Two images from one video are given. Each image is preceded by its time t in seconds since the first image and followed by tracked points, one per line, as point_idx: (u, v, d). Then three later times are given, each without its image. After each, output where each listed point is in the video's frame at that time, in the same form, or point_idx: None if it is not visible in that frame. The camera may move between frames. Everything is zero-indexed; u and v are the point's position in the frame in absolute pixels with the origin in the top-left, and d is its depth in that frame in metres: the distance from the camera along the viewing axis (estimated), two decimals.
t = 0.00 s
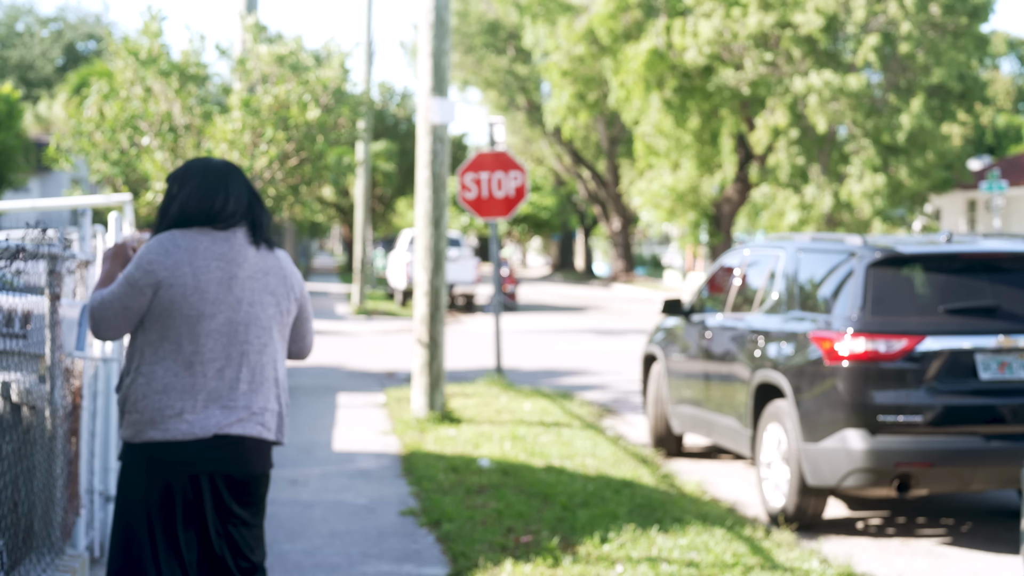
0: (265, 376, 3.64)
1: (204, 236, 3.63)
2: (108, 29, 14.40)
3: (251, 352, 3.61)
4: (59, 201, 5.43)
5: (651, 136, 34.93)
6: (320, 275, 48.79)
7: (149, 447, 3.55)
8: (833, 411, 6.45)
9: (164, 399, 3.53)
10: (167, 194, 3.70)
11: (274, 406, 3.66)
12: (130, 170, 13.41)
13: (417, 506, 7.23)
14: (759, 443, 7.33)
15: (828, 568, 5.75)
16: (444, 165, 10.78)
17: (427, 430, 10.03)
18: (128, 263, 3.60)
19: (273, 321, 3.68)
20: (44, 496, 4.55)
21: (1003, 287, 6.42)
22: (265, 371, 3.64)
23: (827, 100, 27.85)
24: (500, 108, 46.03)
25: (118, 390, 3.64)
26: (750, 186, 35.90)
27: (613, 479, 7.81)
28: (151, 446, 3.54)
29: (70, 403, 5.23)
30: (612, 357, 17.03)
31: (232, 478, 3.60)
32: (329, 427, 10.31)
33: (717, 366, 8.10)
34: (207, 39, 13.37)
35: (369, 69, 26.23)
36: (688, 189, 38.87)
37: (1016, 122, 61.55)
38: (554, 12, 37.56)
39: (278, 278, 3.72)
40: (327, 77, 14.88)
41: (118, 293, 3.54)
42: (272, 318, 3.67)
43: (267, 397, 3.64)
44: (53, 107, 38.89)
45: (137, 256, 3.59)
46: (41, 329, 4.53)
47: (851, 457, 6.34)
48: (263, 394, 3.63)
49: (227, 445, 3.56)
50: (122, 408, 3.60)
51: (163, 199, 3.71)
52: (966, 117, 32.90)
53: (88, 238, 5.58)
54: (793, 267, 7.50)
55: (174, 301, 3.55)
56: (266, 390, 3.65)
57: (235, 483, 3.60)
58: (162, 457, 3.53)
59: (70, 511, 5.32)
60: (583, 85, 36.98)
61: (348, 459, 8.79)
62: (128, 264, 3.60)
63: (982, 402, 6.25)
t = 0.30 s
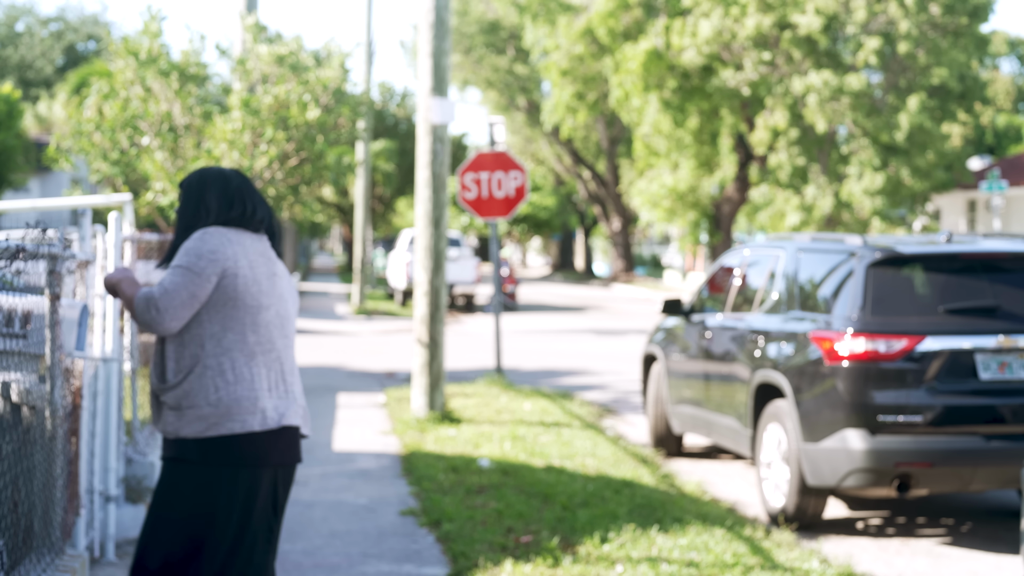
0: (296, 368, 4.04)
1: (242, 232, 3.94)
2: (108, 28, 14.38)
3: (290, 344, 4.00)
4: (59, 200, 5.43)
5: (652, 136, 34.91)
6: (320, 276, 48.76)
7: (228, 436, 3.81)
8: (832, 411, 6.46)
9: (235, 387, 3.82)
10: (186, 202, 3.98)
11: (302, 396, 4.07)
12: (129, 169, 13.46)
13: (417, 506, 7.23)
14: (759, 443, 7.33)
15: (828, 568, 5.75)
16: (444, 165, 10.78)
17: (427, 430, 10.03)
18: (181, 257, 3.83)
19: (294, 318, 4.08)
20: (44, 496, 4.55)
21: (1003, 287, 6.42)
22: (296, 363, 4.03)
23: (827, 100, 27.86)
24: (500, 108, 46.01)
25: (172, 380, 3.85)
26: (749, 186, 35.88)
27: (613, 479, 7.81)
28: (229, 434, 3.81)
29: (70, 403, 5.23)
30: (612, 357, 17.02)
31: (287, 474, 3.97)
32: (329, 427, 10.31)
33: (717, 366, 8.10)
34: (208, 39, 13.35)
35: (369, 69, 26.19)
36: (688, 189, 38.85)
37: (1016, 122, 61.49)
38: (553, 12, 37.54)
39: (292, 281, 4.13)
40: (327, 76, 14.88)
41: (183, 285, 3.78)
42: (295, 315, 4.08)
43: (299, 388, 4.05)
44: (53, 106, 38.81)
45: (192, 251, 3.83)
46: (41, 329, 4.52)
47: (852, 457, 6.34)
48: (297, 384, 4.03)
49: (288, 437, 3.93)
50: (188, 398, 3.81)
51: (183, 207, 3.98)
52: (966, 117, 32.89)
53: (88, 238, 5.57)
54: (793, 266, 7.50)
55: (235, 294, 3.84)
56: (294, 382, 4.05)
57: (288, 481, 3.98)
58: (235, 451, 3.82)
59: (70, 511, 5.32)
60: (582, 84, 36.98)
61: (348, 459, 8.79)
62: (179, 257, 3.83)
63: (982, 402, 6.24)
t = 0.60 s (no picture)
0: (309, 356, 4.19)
1: (270, 233, 4.04)
2: (108, 29, 14.37)
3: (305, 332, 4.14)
4: (58, 201, 5.42)
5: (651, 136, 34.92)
6: (319, 276, 48.76)
7: (288, 427, 3.95)
8: (833, 411, 6.46)
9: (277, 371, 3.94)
10: (205, 196, 4.01)
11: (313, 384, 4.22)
12: (130, 169, 13.57)
13: (417, 506, 7.23)
14: (759, 443, 7.33)
15: (828, 568, 5.75)
16: (444, 165, 10.78)
17: (427, 430, 10.03)
18: (212, 243, 3.90)
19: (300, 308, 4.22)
20: (44, 496, 4.55)
21: (1003, 287, 6.42)
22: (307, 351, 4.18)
23: (826, 100, 27.86)
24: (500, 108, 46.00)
25: (218, 373, 3.92)
26: (749, 186, 35.87)
27: (613, 479, 7.81)
28: (288, 425, 3.95)
29: (69, 403, 5.23)
30: (612, 357, 17.02)
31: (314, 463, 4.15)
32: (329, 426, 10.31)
33: (717, 366, 8.10)
34: (207, 39, 13.34)
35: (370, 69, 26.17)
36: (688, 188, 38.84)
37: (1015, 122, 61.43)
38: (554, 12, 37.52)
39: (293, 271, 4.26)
40: (326, 77, 14.88)
41: (230, 273, 3.87)
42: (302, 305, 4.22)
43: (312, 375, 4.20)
44: (53, 106, 38.80)
45: (225, 238, 3.91)
46: (41, 329, 4.52)
47: (852, 457, 6.34)
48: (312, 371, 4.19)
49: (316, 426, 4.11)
50: (237, 387, 3.90)
51: (199, 200, 4.02)
52: (966, 118, 32.87)
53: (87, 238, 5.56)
54: (793, 266, 7.50)
55: (275, 287, 3.98)
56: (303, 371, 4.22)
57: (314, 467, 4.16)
58: (292, 443, 3.97)
59: (71, 512, 5.32)
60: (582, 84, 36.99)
61: (348, 459, 8.79)
62: (210, 242, 3.90)
63: (982, 402, 6.25)
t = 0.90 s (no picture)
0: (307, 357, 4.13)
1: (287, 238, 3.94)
2: (108, 29, 14.39)
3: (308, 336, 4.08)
4: (59, 201, 5.43)
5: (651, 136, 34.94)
6: (319, 275, 48.76)
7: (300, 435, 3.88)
8: (833, 411, 6.45)
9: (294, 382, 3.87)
10: (234, 195, 3.89)
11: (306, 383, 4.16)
12: (130, 169, 13.59)
13: (417, 506, 7.23)
14: (759, 443, 7.33)
15: (828, 568, 5.75)
16: (444, 165, 10.78)
17: (427, 430, 10.02)
18: (241, 255, 3.76)
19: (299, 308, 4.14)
20: (44, 496, 4.55)
21: (1003, 287, 6.42)
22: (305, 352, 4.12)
23: (826, 100, 27.85)
24: (500, 108, 46.00)
25: (235, 386, 3.81)
26: (749, 186, 35.88)
27: (613, 479, 7.81)
28: (301, 433, 3.88)
29: (70, 403, 5.23)
30: (612, 357, 17.01)
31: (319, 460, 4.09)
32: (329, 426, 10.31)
33: (717, 366, 8.09)
34: (207, 39, 13.35)
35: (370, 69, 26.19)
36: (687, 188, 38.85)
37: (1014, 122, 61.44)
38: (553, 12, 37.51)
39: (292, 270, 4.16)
40: (327, 77, 14.87)
41: (255, 293, 3.73)
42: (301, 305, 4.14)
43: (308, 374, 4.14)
44: (53, 106, 38.80)
45: (247, 252, 3.77)
46: (41, 329, 4.52)
47: (851, 457, 6.34)
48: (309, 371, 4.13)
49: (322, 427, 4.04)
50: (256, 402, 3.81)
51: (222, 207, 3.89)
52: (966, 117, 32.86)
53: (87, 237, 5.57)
54: (793, 267, 7.50)
55: (295, 300, 3.88)
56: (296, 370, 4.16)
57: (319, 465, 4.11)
58: (302, 449, 3.90)
59: (71, 511, 5.32)
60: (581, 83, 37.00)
61: (347, 459, 8.78)
62: (238, 256, 3.76)
63: (982, 402, 6.25)
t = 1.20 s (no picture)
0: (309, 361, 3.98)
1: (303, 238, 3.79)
2: (108, 29, 14.38)
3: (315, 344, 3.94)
4: (59, 201, 5.44)
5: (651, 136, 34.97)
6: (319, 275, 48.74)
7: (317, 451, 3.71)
8: (834, 411, 6.45)
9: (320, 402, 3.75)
10: (264, 198, 3.76)
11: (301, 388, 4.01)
12: (129, 169, 13.56)
13: (417, 506, 7.23)
14: (759, 443, 7.33)
15: (828, 568, 5.75)
16: (444, 165, 10.78)
17: (428, 430, 10.02)
18: (283, 280, 3.61)
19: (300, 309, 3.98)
20: (44, 496, 4.55)
21: (1003, 287, 6.42)
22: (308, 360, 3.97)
23: (825, 100, 27.85)
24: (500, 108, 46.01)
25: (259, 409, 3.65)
26: (748, 186, 35.89)
27: (613, 479, 7.81)
28: (318, 450, 3.71)
29: (70, 402, 5.23)
30: (612, 358, 17.02)
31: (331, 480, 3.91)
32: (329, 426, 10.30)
33: (717, 366, 8.10)
34: (207, 39, 13.34)
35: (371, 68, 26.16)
36: (687, 188, 38.86)
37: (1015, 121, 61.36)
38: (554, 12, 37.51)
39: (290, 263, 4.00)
40: (327, 77, 14.87)
41: (305, 335, 3.57)
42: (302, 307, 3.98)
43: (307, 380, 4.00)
44: (54, 106, 38.78)
45: (289, 279, 3.61)
46: (41, 329, 4.52)
47: (852, 457, 6.34)
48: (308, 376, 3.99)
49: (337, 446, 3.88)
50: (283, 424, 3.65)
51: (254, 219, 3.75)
52: (965, 117, 32.85)
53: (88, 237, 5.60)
54: (793, 266, 7.50)
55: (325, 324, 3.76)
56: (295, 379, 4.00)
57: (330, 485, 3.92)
58: (317, 464, 3.71)
59: (71, 511, 5.31)
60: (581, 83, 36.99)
61: (347, 459, 8.78)
62: (281, 285, 3.60)
63: (982, 402, 6.25)
